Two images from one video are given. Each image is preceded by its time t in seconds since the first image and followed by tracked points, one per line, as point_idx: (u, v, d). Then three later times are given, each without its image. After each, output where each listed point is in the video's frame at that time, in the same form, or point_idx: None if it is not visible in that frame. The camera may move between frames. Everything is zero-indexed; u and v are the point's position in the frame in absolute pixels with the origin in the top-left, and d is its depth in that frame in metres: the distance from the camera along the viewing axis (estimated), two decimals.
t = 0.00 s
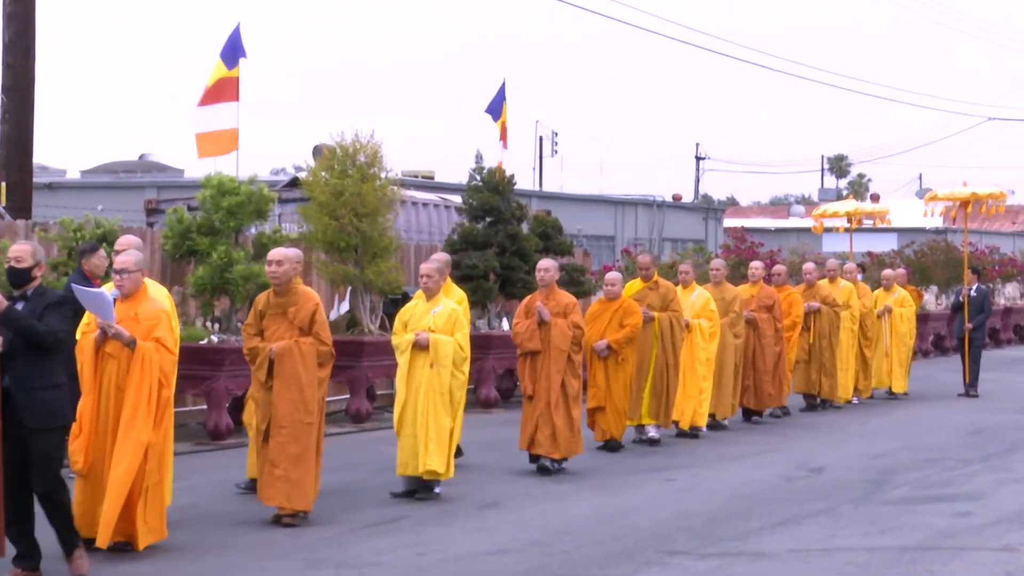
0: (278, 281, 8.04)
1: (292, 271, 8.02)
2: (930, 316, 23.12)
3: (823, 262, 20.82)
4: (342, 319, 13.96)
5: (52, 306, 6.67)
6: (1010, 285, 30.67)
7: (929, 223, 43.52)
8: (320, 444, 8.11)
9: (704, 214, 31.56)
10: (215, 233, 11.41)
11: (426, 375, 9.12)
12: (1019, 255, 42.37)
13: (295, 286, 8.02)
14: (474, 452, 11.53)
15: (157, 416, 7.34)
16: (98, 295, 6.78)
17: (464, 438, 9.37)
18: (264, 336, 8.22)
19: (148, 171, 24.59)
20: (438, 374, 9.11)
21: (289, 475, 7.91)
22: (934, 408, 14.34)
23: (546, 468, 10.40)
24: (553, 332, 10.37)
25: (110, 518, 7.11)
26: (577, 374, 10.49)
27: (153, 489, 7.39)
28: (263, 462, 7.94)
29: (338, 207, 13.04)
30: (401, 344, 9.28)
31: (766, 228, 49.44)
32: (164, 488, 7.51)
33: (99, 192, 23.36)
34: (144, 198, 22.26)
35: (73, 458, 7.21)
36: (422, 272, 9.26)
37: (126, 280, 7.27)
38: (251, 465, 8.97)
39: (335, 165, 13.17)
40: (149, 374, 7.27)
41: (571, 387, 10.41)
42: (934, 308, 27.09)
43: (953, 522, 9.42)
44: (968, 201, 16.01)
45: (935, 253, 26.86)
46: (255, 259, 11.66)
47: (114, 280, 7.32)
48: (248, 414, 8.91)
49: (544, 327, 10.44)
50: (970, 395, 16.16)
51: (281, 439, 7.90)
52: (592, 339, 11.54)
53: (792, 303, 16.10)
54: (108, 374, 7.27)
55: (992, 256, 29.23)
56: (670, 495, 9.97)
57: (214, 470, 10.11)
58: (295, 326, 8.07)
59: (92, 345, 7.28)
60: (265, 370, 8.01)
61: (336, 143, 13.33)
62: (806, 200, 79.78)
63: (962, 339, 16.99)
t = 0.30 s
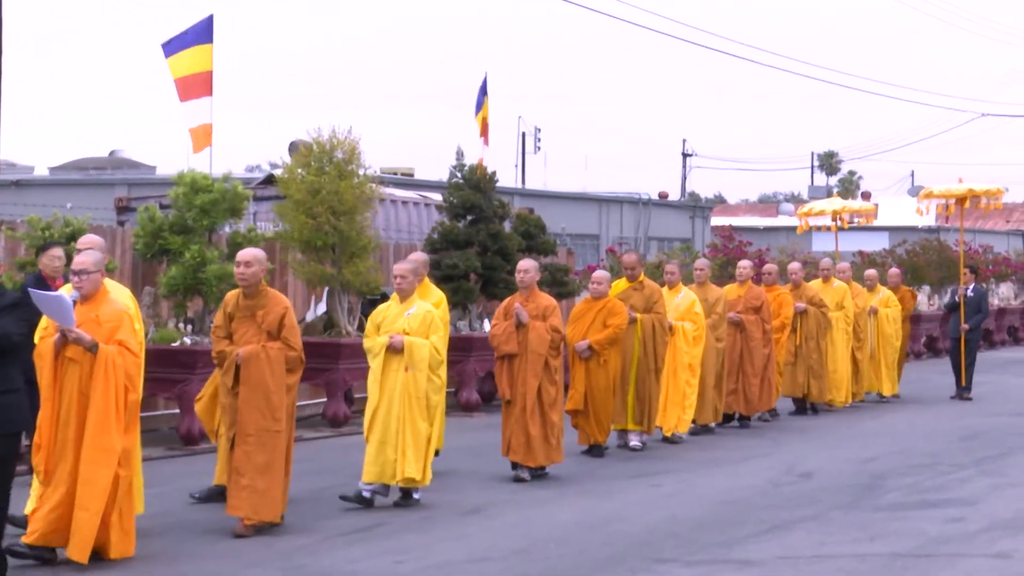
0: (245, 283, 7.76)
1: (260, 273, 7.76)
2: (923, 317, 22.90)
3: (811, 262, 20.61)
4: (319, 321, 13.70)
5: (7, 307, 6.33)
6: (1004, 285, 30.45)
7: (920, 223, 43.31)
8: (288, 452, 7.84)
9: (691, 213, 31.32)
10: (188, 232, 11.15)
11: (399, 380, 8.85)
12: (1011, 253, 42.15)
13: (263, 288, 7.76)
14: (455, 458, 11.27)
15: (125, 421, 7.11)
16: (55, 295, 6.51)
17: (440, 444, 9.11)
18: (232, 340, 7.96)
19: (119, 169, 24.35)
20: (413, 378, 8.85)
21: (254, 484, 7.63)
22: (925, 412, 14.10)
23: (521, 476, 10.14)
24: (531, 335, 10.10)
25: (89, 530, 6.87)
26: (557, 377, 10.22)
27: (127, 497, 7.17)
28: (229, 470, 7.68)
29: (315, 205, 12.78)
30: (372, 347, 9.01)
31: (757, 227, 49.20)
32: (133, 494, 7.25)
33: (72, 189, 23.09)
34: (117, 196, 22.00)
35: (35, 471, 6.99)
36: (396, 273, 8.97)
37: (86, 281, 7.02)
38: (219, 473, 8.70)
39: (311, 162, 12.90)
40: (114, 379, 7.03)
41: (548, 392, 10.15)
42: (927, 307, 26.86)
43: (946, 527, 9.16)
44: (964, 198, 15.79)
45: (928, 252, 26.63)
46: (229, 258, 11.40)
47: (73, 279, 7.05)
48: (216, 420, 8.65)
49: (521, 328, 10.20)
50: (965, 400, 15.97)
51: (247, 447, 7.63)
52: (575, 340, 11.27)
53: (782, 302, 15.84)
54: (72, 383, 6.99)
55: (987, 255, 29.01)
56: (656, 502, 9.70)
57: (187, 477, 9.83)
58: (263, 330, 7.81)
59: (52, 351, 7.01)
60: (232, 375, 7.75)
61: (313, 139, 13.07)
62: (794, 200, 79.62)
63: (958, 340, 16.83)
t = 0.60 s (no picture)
0: (212, 281, 7.52)
1: (227, 271, 7.51)
2: (914, 318, 22.68)
3: (798, 262, 20.38)
4: (295, 323, 13.46)
5: None
6: (999, 285, 30.29)
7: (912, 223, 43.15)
8: (257, 456, 7.58)
9: (677, 211, 31.13)
10: (160, 231, 10.96)
11: (365, 382, 8.58)
12: (1004, 251, 42.00)
13: (230, 286, 7.51)
14: (435, 463, 11.03)
15: (84, 426, 6.88)
16: None
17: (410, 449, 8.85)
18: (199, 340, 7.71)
19: (88, 165, 24.10)
20: (378, 381, 8.58)
21: (220, 489, 7.37)
22: (917, 415, 13.89)
23: (501, 481, 9.91)
24: (510, 336, 9.85)
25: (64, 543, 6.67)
26: (535, 380, 9.97)
27: (90, 503, 6.97)
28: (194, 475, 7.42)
29: (290, 204, 12.54)
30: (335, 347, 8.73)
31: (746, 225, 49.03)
32: (95, 501, 7.02)
33: (39, 188, 22.84)
34: (86, 194, 21.75)
35: None
36: (362, 273, 8.74)
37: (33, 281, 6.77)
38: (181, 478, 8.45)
39: (287, 159, 12.66)
40: (69, 382, 6.79)
41: (525, 396, 9.88)
42: (919, 308, 26.69)
43: (940, 533, 8.91)
44: (961, 195, 15.58)
45: (920, 251, 26.38)
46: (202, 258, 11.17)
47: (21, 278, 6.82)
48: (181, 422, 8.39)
49: (500, 328, 9.95)
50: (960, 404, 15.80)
51: (211, 450, 7.37)
52: (558, 342, 11.03)
53: (773, 305, 15.47)
54: (22, 387, 6.74)
55: (980, 255, 28.84)
56: (642, 508, 9.45)
57: (159, 482, 9.58)
58: (231, 329, 7.56)
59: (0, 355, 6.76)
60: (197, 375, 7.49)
61: (289, 135, 12.83)
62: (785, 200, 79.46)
63: (953, 343, 16.62)
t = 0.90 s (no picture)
0: (181, 281, 7.29)
1: (197, 271, 7.28)
2: (905, 318, 22.46)
3: (788, 262, 20.12)
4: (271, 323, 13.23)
5: None
6: (994, 284, 30.09)
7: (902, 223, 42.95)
8: (228, 462, 7.35)
9: (664, 209, 30.90)
10: (131, 229, 10.78)
11: (330, 385, 8.32)
12: (998, 250, 41.81)
13: (199, 287, 7.28)
14: (416, 468, 10.79)
15: (31, 428, 6.64)
16: None
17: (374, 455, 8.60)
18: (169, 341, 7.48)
19: (59, 161, 23.86)
20: (342, 384, 8.32)
21: (190, 498, 7.15)
22: (909, 419, 13.67)
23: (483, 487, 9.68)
24: (491, 338, 9.62)
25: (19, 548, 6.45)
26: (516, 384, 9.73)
27: (40, 507, 6.73)
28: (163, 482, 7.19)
29: (266, 202, 12.29)
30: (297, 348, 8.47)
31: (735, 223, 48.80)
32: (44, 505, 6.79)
33: (11, 185, 22.57)
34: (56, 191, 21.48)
35: None
36: (326, 272, 8.43)
37: None
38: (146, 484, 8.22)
39: (263, 155, 12.42)
40: (14, 383, 6.55)
41: (506, 400, 9.65)
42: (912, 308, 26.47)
43: (934, 539, 8.67)
44: (956, 193, 15.37)
45: (913, 251, 26.13)
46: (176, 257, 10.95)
47: None
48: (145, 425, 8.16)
49: (480, 331, 9.71)
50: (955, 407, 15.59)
51: (180, 457, 7.14)
52: (542, 344, 10.81)
53: (764, 306, 15.05)
54: None
55: (975, 254, 28.63)
56: (628, 514, 9.21)
57: (130, 489, 9.33)
58: (200, 331, 7.33)
59: None
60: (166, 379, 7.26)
61: (264, 131, 12.58)
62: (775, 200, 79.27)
63: (946, 344, 16.38)
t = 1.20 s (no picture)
0: (150, 283, 7.05)
1: (165, 272, 7.05)
2: (895, 319, 22.26)
3: (776, 262, 19.90)
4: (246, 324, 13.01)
5: None
6: (988, 285, 29.92)
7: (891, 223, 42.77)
8: (196, 469, 7.13)
9: (649, 207, 30.69)
10: (101, 228, 10.57)
11: (295, 389, 8.07)
12: (990, 250, 41.62)
13: (167, 288, 7.05)
14: (397, 474, 10.57)
15: None
16: None
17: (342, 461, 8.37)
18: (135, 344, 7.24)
19: (28, 159, 23.60)
20: (309, 387, 8.08)
21: (159, 506, 6.92)
22: (901, 423, 13.46)
23: (469, 494, 9.46)
24: (469, 341, 9.38)
25: None
26: (494, 387, 9.51)
27: None
28: (131, 491, 6.96)
29: (241, 200, 12.06)
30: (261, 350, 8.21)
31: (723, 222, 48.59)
32: None
33: None
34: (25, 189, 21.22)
35: None
36: (289, 272, 8.20)
37: None
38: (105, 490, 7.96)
39: (238, 152, 12.19)
40: None
41: (486, 405, 9.42)
42: (904, 308, 26.27)
43: (927, 546, 8.45)
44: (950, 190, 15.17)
45: (905, 250, 25.92)
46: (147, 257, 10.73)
47: None
48: (110, 430, 7.91)
49: (457, 333, 9.46)
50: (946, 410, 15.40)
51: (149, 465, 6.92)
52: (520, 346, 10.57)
53: (750, 307, 14.78)
54: None
55: (969, 254, 28.44)
56: (614, 521, 8.98)
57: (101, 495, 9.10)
58: (169, 334, 7.10)
59: None
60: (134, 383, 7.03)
61: (239, 127, 12.34)
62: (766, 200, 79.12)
63: (937, 347, 16.19)
